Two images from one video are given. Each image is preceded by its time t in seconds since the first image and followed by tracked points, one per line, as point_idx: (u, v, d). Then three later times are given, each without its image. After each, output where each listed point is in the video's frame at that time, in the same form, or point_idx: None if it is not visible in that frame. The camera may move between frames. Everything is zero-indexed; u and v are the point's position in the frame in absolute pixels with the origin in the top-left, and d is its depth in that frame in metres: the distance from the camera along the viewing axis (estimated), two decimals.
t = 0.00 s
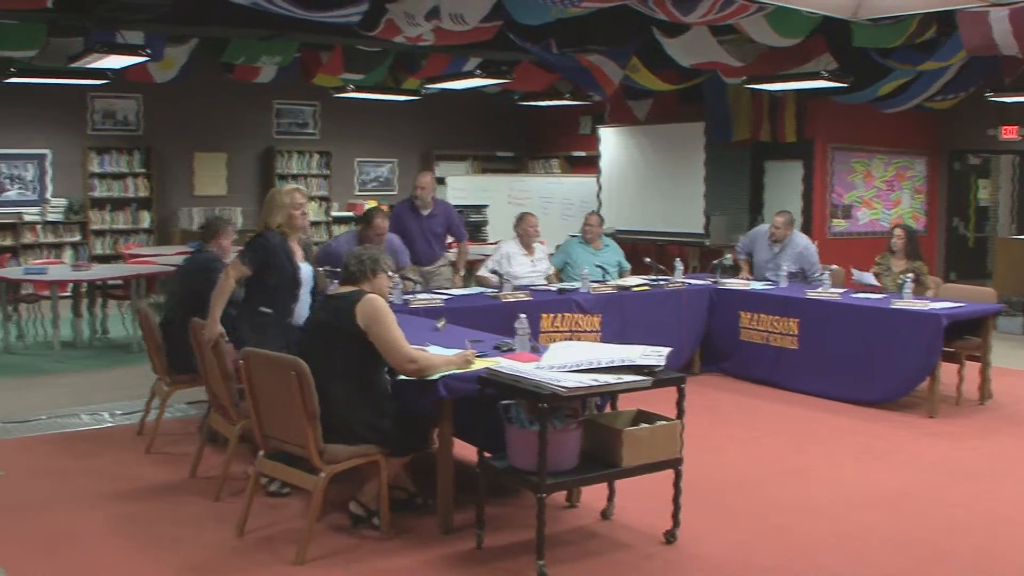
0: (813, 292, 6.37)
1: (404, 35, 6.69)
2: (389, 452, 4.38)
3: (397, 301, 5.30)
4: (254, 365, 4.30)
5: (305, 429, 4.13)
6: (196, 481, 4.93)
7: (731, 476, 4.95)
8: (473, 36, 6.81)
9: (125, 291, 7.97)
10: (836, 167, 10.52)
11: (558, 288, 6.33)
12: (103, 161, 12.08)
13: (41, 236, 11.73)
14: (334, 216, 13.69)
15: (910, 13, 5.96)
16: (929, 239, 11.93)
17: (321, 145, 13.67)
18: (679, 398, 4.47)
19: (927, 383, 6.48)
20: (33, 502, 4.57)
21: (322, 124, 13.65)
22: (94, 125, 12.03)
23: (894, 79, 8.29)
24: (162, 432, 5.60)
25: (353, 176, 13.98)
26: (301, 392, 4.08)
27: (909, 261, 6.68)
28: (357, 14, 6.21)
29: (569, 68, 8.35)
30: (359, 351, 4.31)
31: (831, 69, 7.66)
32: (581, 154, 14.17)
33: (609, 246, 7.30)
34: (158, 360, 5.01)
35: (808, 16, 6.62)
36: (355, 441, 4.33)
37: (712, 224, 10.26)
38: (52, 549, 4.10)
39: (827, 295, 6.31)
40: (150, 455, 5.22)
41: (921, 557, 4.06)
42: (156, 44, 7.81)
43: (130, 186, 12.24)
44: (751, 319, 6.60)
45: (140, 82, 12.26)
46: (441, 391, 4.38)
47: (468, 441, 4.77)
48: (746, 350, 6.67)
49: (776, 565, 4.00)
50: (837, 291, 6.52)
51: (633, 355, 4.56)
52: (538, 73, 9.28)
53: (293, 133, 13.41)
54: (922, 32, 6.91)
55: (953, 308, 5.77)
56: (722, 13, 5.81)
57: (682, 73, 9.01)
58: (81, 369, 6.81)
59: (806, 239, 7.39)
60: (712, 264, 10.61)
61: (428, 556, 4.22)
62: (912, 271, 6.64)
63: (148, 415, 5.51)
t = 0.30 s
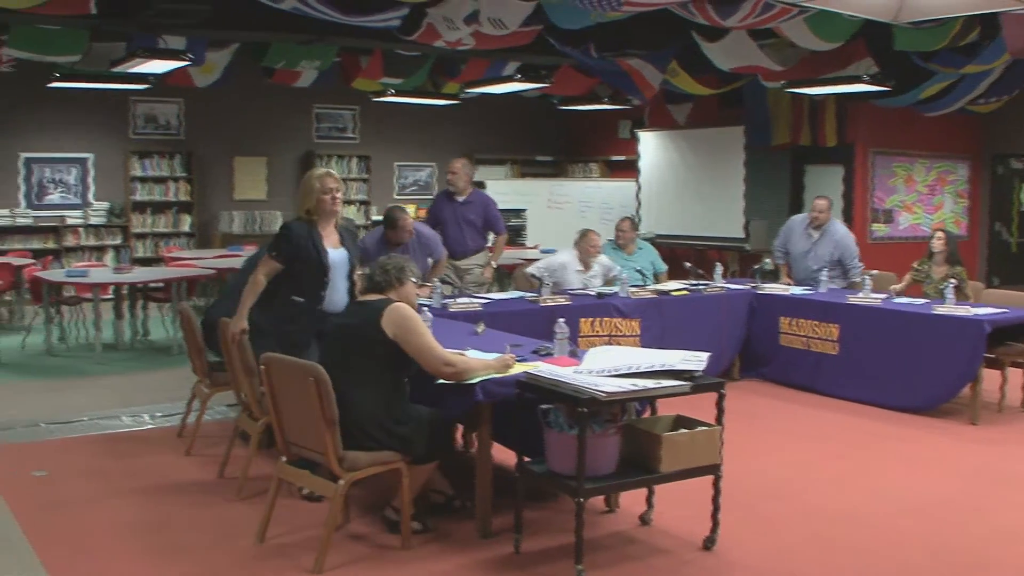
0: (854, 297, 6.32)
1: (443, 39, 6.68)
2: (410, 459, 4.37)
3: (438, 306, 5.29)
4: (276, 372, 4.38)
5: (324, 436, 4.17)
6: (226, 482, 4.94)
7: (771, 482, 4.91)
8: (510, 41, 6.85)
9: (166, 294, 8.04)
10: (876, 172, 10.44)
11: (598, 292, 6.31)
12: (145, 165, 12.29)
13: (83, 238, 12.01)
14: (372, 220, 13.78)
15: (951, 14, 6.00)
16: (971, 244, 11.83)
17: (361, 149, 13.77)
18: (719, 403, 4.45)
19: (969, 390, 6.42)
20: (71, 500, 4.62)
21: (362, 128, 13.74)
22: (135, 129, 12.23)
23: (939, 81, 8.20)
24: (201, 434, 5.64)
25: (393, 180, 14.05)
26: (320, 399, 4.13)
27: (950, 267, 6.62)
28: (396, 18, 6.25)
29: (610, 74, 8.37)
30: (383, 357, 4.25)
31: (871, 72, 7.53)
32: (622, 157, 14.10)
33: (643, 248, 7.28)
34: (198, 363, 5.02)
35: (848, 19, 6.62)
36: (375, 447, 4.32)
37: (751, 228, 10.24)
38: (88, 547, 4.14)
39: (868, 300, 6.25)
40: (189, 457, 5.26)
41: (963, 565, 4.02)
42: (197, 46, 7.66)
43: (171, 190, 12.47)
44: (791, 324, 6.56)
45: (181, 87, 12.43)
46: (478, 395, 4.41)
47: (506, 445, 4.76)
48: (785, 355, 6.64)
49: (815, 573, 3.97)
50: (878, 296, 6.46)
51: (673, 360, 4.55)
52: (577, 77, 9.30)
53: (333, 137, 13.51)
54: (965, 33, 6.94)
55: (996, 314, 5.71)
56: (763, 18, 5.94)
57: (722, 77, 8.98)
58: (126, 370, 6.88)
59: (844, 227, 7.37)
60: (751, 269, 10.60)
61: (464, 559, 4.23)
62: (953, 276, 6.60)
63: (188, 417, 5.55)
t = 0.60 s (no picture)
0: (895, 305, 6.28)
1: (482, 45, 6.71)
2: (449, 465, 4.37)
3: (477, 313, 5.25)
4: (316, 378, 4.39)
5: (363, 441, 4.18)
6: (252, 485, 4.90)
7: (812, 491, 4.88)
8: (548, 48, 6.90)
9: (208, 298, 8.10)
10: (918, 177, 10.34)
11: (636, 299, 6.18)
12: (186, 171, 12.41)
13: (124, 243, 12.10)
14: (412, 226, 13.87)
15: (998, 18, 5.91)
16: (1013, 251, 11.74)
17: (401, 155, 13.87)
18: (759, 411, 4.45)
19: (1011, 399, 6.35)
20: (110, 504, 4.62)
21: (402, 133, 13.84)
22: (177, 135, 12.35)
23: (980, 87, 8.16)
24: (225, 442, 5.56)
25: (433, 186, 14.14)
26: (359, 404, 4.13)
27: (994, 275, 6.58)
28: (434, 25, 6.45)
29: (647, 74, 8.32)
30: (421, 366, 4.26)
31: (913, 77, 7.72)
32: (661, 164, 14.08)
33: (675, 255, 7.24)
34: (222, 368, 5.08)
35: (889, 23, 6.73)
36: (414, 453, 4.31)
37: (792, 235, 10.32)
38: (128, 552, 4.14)
39: (910, 308, 6.21)
40: (216, 464, 5.21)
41: None
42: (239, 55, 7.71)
43: (212, 196, 12.59)
44: (833, 332, 6.52)
45: (223, 94, 12.57)
46: (517, 401, 4.35)
47: (545, 451, 4.76)
48: (826, 362, 6.60)
49: None
50: (920, 304, 6.41)
51: (713, 367, 4.60)
52: (615, 84, 9.37)
53: (372, 143, 13.62)
54: (1009, 39, 6.88)
55: None
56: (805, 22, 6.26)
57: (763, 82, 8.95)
58: (166, 374, 6.89)
59: (884, 207, 7.50)
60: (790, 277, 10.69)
61: (504, 565, 4.23)
62: (996, 284, 6.56)
63: (213, 423, 5.49)
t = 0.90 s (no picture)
0: (946, 312, 6.21)
1: (531, 51, 6.76)
2: (497, 470, 4.35)
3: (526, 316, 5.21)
4: (365, 381, 4.36)
5: (411, 445, 4.14)
6: (292, 486, 4.85)
7: (863, 500, 4.84)
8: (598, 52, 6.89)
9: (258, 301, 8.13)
10: (970, 183, 10.28)
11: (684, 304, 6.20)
12: (236, 175, 12.50)
13: (175, 247, 12.22)
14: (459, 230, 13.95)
15: None
16: None
17: (449, 160, 13.92)
18: (809, 418, 4.41)
19: None
20: (159, 506, 4.62)
21: (450, 138, 13.91)
22: (227, 140, 12.46)
23: None
24: (258, 447, 5.32)
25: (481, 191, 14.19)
26: (407, 410, 4.10)
27: None
28: (483, 30, 6.49)
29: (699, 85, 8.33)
30: (469, 372, 4.24)
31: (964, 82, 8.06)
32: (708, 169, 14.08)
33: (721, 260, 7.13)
34: (253, 376, 4.77)
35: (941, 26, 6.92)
36: (461, 458, 4.30)
37: (842, 241, 10.16)
38: (179, 553, 4.14)
39: (961, 315, 6.14)
40: (244, 469, 5.00)
41: None
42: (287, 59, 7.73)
43: (262, 201, 12.66)
44: (883, 339, 6.47)
45: (273, 99, 12.69)
46: (567, 407, 4.39)
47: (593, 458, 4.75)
48: (875, 369, 6.56)
49: None
50: (971, 311, 6.33)
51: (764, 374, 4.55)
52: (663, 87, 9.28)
53: (421, 148, 13.71)
54: None
55: None
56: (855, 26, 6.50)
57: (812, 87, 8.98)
58: (217, 376, 6.89)
59: (929, 206, 7.53)
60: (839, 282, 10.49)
61: (553, 571, 4.21)
62: None
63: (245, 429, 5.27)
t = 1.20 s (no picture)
0: (999, 318, 6.12)
1: (579, 55, 6.80)
2: (545, 475, 4.33)
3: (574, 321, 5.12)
4: (413, 385, 4.33)
5: (460, 450, 4.12)
6: (337, 488, 4.84)
7: (915, 509, 4.78)
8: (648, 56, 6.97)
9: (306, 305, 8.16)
10: None
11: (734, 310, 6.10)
12: (285, 180, 12.56)
13: (224, 251, 12.30)
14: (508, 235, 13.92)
15: None
16: None
17: (497, 164, 13.87)
18: (860, 425, 4.37)
19: None
20: (207, 507, 4.65)
21: (499, 142, 13.87)
22: (277, 144, 12.58)
23: None
24: (301, 451, 5.30)
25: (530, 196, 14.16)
26: (456, 416, 4.07)
27: None
28: (532, 35, 6.63)
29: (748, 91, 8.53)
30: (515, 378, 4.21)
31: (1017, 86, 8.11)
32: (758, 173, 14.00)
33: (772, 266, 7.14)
34: (299, 379, 4.69)
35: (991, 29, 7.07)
36: (509, 462, 4.28)
37: (891, 246, 10.16)
38: (223, 553, 4.17)
39: (1014, 321, 6.05)
40: (287, 473, 4.99)
41: None
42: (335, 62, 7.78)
43: (311, 205, 12.70)
44: (934, 345, 6.40)
45: (322, 103, 12.77)
46: (615, 412, 4.38)
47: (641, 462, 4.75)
48: (927, 375, 6.49)
49: None
50: None
51: (814, 380, 4.52)
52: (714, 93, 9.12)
53: (469, 153, 13.69)
54: None
55: None
56: (901, 31, 6.66)
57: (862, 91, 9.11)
58: (268, 381, 6.88)
59: (978, 206, 7.51)
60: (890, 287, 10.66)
61: None
62: None
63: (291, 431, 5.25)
